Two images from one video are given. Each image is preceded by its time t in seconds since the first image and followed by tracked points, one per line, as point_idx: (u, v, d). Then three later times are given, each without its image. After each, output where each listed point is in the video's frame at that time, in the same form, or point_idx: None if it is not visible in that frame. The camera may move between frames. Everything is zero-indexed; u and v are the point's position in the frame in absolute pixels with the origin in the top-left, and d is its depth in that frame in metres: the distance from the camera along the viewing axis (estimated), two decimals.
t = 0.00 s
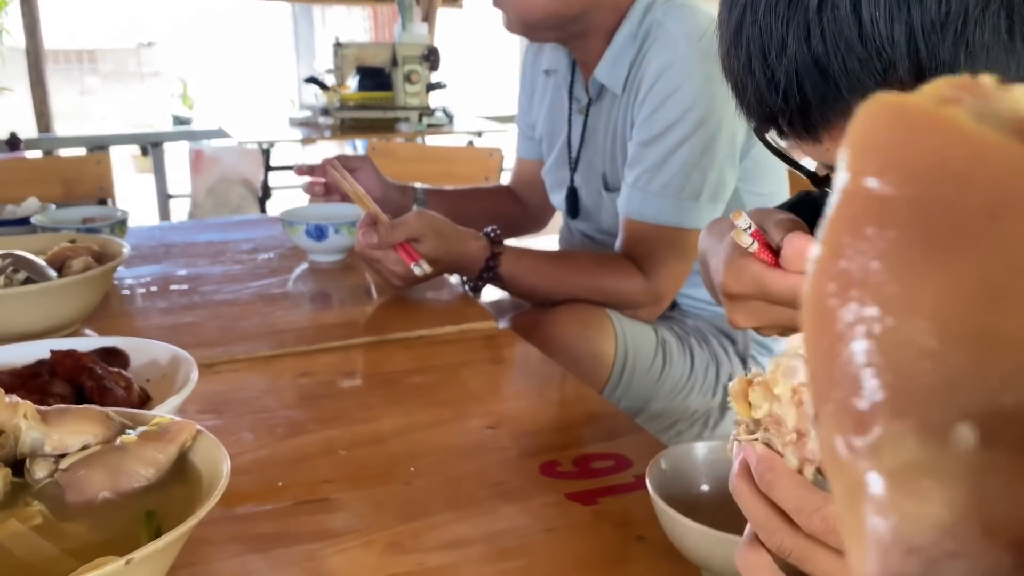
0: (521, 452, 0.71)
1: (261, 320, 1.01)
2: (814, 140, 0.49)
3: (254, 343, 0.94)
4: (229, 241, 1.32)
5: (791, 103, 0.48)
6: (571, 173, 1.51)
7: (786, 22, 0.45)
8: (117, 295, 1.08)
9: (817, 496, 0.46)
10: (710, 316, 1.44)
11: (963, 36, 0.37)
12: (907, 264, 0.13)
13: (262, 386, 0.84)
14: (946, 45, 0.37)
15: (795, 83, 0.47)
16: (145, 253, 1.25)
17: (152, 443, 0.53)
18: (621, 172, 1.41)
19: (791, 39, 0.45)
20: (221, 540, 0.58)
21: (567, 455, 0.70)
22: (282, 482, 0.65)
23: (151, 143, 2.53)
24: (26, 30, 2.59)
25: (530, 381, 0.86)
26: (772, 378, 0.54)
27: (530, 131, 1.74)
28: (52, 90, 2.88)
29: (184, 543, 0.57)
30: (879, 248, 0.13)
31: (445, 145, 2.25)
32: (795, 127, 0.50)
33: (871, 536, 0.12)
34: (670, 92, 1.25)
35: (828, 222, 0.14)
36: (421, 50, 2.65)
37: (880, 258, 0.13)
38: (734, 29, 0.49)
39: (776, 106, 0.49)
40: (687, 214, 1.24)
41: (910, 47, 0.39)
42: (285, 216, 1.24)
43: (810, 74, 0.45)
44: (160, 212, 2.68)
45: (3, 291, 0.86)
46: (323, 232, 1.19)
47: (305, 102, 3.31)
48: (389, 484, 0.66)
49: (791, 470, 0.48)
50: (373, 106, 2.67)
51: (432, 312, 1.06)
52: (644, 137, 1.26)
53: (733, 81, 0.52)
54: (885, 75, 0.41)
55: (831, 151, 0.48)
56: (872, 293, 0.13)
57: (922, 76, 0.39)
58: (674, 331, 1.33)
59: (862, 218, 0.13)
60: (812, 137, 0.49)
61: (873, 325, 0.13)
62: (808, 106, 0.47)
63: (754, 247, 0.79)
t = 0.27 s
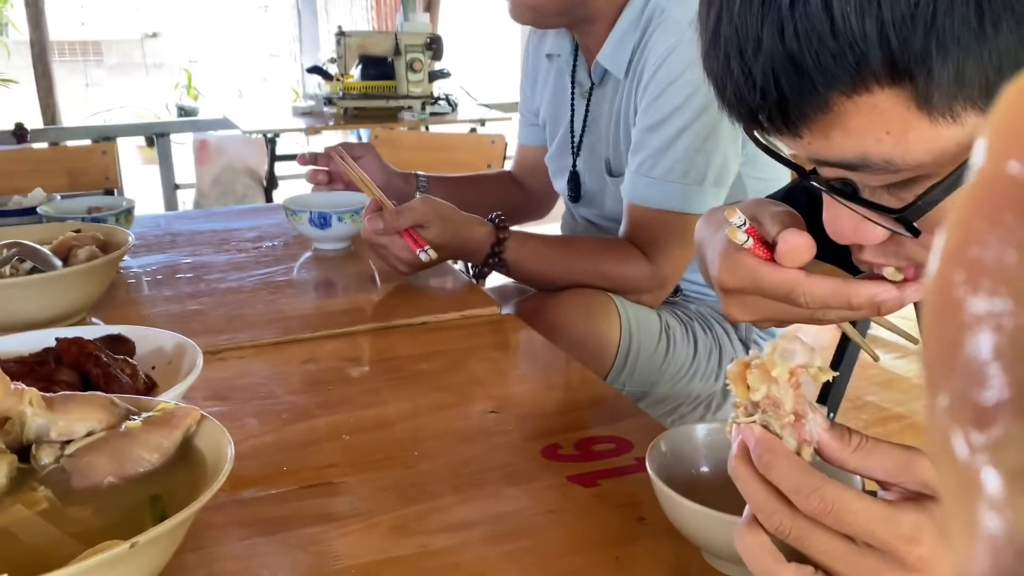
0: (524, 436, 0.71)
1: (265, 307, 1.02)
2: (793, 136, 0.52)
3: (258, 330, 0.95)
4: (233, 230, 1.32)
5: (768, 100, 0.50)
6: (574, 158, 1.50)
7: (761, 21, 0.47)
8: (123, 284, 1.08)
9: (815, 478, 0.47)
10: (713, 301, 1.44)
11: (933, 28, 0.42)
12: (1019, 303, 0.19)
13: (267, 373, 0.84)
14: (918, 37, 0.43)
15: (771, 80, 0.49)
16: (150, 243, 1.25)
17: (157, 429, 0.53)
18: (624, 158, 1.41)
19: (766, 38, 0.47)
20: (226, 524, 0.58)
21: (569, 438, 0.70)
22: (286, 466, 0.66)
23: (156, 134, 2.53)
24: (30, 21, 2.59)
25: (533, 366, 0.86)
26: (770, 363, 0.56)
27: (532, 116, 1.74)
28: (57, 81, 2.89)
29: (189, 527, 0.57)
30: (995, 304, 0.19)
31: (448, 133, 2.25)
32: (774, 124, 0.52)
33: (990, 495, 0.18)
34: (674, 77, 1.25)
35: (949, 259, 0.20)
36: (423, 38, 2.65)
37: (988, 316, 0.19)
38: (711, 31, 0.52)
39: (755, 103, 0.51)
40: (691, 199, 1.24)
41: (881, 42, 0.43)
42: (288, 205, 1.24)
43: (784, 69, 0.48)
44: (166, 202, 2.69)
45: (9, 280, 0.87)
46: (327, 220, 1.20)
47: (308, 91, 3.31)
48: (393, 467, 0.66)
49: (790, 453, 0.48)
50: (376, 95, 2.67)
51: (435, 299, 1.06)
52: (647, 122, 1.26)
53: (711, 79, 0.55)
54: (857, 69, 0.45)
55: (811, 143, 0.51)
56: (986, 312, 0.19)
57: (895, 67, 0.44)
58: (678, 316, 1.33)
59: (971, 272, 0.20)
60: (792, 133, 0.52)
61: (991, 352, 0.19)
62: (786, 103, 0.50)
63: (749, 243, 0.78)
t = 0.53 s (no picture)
0: (527, 423, 0.71)
1: (269, 297, 1.02)
2: (770, 119, 0.52)
3: (262, 319, 0.95)
4: (236, 220, 1.33)
5: (745, 81, 0.50)
6: (578, 144, 1.50)
7: (738, 2, 0.48)
8: (127, 275, 1.09)
9: (815, 462, 0.47)
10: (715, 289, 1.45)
11: (904, 3, 0.42)
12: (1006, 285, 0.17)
13: (272, 362, 0.84)
14: (889, 13, 0.43)
15: (744, 61, 0.49)
16: (154, 233, 1.26)
17: (163, 417, 0.54)
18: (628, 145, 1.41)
19: (742, 18, 0.48)
20: (231, 511, 0.59)
21: (572, 425, 0.71)
22: (291, 454, 0.66)
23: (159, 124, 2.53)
24: (32, 13, 2.59)
25: (535, 354, 0.86)
26: (770, 347, 0.56)
27: (535, 104, 1.73)
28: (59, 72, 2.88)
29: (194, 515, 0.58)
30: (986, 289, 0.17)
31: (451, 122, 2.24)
32: (753, 107, 0.53)
33: (967, 475, 0.16)
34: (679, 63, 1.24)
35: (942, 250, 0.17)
36: (425, 27, 2.64)
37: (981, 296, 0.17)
38: (692, 16, 0.54)
39: (732, 85, 0.52)
40: (696, 186, 1.23)
41: (854, 17, 0.44)
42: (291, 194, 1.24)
43: (759, 49, 0.48)
44: (169, 193, 2.69)
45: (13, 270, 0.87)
46: (330, 210, 1.20)
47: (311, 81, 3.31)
48: (397, 454, 0.66)
49: (789, 437, 0.48)
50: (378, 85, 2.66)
51: (438, 287, 1.07)
52: (651, 109, 1.25)
53: (691, 64, 0.56)
54: (832, 47, 0.45)
55: (790, 126, 0.51)
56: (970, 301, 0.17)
57: (868, 43, 0.44)
58: (681, 302, 1.34)
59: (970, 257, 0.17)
60: (769, 116, 0.52)
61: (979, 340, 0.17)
62: (761, 83, 0.50)
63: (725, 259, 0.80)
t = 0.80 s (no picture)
0: (529, 410, 0.71)
1: (271, 287, 1.02)
2: (766, 62, 0.51)
3: (264, 309, 0.95)
4: (238, 211, 1.33)
5: (745, 13, 0.50)
6: (580, 131, 1.50)
7: None
8: (129, 266, 1.09)
9: (813, 448, 0.47)
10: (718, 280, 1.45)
11: None
12: None
13: (273, 351, 0.85)
14: None
15: None
16: (155, 224, 1.25)
17: (164, 405, 0.54)
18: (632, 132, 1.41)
19: None
20: (234, 499, 0.59)
21: (574, 412, 0.71)
22: (293, 443, 0.66)
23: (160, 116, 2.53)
24: (32, 5, 2.59)
25: (537, 342, 0.86)
26: (769, 332, 0.56)
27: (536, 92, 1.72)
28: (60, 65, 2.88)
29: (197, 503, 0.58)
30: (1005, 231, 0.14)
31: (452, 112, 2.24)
32: (750, 50, 0.52)
33: (988, 411, 0.09)
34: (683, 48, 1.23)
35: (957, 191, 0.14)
36: (426, 17, 2.63)
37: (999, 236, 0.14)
38: None
39: (731, 21, 0.52)
40: (701, 171, 1.23)
41: None
42: (291, 184, 1.24)
43: None
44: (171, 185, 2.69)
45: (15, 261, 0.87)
46: (331, 199, 1.20)
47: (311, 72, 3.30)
48: (399, 442, 0.66)
49: (790, 424, 0.48)
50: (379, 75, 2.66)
51: (440, 277, 1.07)
52: (655, 94, 1.25)
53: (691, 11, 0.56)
54: None
55: (787, 69, 0.50)
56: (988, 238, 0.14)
57: None
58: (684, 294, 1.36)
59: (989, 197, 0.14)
60: (766, 57, 0.51)
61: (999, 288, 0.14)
62: (762, 15, 0.49)
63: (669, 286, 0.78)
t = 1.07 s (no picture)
0: (526, 401, 0.71)
1: (269, 280, 1.02)
2: None
3: (261, 302, 0.95)
4: (236, 204, 1.33)
5: None
6: (580, 120, 1.49)
7: None
8: (127, 260, 1.09)
9: (824, 428, 0.47)
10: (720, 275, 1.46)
11: None
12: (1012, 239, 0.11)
13: (271, 344, 0.85)
14: None
15: None
16: (153, 218, 1.25)
17: (160, 397, 0.54)
18: (633, 122, 1.40)
19: None
20: (231, 491, 0.59)
21: (571, 403, 0.71)
22: (291, 435, 0.67)
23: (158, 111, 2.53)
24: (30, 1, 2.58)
25: (534, 334, 0.86)
26: (753, 319, 0.56)
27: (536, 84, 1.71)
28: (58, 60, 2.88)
29: (194, 495, 0.58)
30: (977, 238, 0.11)
31: (450, 105, 2.24)
32: None
33: (944, 422, 0.11)
34: (684, 36, 1.22)
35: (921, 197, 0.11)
36: (424, 10, 2.62)
37: (969, 247, 0.11)
38: None
39: None
40: (702, 160, 1.23)
41: None
42: (289, 177, 1.24)
43: None
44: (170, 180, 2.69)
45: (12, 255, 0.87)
46: (328, 192, 1.20)
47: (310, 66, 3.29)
48: (396, 434, 0.67)
49: (795, 408, 0.48)
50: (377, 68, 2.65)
51: (439, 269, 1.07)
52: (657, 83, 1.24)
53: None
54: None
55: None
56: (960, 248, 0.11)
57: None
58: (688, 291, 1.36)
59: (957, 202, 0.11)
60: None
61: (963, 309, 0.11)
62: None
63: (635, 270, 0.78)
